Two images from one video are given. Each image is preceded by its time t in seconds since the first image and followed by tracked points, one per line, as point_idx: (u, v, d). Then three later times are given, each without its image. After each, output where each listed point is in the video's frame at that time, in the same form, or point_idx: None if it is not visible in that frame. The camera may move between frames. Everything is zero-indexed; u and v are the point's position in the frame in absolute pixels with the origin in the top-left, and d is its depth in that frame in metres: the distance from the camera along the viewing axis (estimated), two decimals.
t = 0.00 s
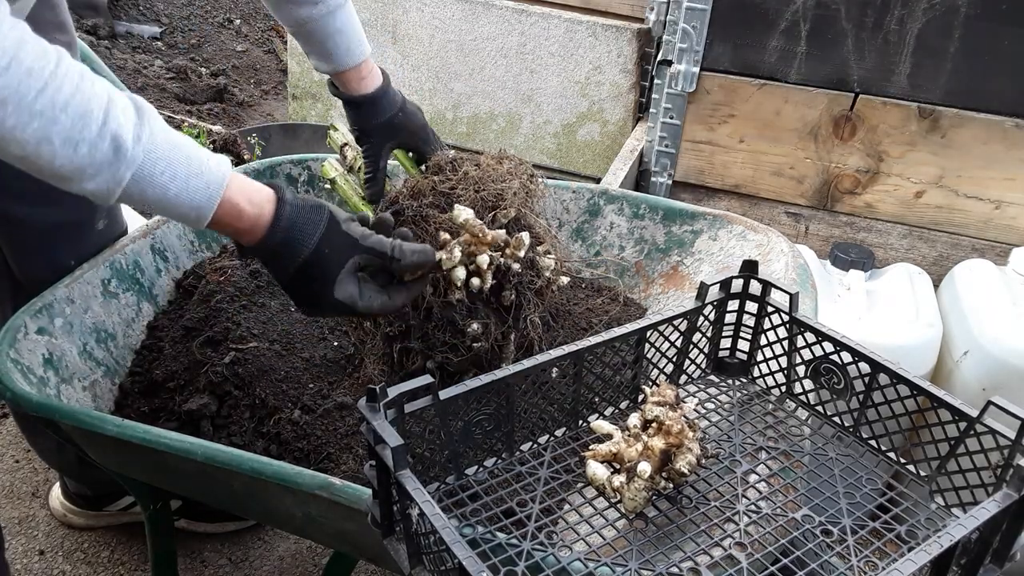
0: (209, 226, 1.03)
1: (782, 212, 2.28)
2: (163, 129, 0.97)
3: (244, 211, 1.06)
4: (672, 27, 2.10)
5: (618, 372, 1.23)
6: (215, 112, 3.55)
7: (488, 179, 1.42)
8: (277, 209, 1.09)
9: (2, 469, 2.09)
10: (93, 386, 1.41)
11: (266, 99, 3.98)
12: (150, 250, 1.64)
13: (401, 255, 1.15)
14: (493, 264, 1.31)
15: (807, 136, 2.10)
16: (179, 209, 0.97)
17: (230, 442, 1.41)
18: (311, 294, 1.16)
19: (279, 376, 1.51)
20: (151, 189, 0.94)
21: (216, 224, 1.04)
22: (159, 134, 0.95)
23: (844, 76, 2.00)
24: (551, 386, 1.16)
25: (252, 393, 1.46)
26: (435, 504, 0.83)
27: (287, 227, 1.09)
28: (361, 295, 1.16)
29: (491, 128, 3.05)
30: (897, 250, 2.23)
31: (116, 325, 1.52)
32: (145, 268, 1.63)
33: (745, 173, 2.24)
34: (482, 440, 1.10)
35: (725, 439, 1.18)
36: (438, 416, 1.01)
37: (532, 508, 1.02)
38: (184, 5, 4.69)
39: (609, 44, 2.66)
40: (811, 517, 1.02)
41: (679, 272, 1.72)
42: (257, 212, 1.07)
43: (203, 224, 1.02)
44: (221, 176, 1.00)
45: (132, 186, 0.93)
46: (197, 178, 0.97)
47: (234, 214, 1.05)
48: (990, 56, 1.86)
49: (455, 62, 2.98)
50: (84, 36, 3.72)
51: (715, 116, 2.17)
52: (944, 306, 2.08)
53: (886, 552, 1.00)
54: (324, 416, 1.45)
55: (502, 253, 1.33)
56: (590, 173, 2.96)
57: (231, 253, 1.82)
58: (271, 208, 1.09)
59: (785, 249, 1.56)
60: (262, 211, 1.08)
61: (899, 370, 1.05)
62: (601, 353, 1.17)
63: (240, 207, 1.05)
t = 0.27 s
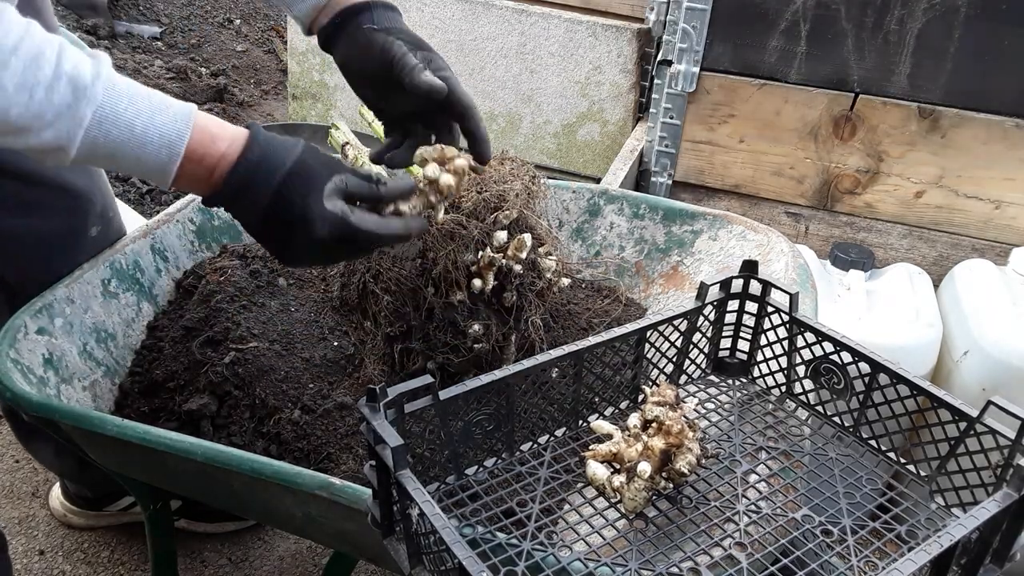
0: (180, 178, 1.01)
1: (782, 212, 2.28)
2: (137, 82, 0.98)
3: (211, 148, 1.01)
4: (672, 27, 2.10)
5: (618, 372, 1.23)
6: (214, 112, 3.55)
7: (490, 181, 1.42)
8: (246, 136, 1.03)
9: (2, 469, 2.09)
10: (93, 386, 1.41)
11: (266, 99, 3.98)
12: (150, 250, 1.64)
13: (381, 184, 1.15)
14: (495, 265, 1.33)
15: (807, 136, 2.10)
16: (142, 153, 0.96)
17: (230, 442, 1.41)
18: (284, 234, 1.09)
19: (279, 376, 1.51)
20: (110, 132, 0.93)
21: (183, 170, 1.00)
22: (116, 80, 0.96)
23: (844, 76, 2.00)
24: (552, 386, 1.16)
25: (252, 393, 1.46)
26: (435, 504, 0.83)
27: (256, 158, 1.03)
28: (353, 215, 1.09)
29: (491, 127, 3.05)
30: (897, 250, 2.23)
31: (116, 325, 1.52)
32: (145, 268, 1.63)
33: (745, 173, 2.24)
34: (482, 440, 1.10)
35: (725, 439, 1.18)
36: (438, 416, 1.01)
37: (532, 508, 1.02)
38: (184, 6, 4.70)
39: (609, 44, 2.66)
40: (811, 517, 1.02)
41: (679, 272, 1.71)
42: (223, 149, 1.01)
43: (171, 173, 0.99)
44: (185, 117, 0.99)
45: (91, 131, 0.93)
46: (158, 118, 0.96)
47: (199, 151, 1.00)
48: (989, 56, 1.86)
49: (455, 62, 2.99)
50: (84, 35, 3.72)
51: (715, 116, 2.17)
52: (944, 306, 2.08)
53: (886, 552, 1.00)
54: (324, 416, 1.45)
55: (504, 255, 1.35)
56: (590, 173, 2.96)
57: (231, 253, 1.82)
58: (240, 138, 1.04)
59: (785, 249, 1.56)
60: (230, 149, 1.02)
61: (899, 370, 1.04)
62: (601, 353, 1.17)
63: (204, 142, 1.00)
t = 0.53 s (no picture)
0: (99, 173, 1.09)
1: (782, 212, 2.28)
2: (50, 79, 1.08)
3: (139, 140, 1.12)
4: (672, 27, 2.10)
5: (618, 372, 1.23)
6: (214, 112, 3.55)
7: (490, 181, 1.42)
8: (172, 134, 1.15)
9: (2, 469, 2.10)
10: (93, 387, 1.41)
11: (266, 99, 3.98)
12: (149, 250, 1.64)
13: (314, 180, 1.27)
14: (496, 265, 1.33)
15: (807, 136, 2.10)
16: (61, 144, 1.04)
17: (230, 441, 1.41)
18: (218, 229, 1.21)
19: (279, 376, 1.51)
20: (30, 123, 1.02)
21: (106, 165, 1.09)
22: (37, 78, 1.06)
23: (844, 76, 2.00)
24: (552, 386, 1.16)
25: (251, 393, 1.46)
26: (435, 504, 0.83)
27: (180, 155, 1.14)
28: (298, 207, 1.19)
29: (491, 127, 3.05)
30: (897, 250, 2.23)
31: (116, 325, 1.52)
32: (145, 268, 1.63)
33: (745, 173, 2.24)
34: (482, 440, 1.09)
35: (725, 439, 1.18)
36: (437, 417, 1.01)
37: (532, 508, 1.02)
38: (184, 6, 4.70)
39: (609, 44, 2.66)
40: (811, 517, 1.02)
41: (679, 272, 1.71)
42: (150, 144, 1.12)
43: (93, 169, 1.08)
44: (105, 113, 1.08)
45: (10, 122, 1.01)
46: (79, 114, 1.06)
47: (127, 144, 1.10)
48: (989, 56, 1.86)
49: (454, 62, 2.99)
50: (84, 35, 3.72)
51: (715, 116, 2.17)
52: (944, 306, 2.08)
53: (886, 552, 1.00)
54: (324, 416, 1.45)
55: (504, 255, 1.35)
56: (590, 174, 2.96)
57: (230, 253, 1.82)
58: (166, 136, 1.14)
59: (785, 249, 1.56)
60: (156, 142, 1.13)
61: (899, 370, 1.04)
62: (601, 353, 1.17)
63: (131, 136, 1.10)
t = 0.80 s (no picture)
0: None
1: (782, 212, 2.28)
2: None
3: None
4: (672, 27, 2.10)
5: (618, 372, 1.23)
6: (215, 112, 3.55)
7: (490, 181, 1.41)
8: None
9: (2, 469, 2.10)
10: (93, 387, 1.41)
11: (266, 99, 3.98)
12: (149, 251, 1.64)
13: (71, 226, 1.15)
14: (496, 265, 1.32)
15: (807, 136, 2.10)
16: None
17: (230, 441, 1.41)
18: None
19: (279, 376, 1.51)
20: None
21: None
22: None
23: (844, 76, 2.00)
24: (552, 386, 1.16)
25: (251, 393, 1.46)
26: (435, 504, 0.83)
27: None
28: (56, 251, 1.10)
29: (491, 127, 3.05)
30: (897, 250, 2.23)
31: (116, 325, 1.52)
32: (145, 268, 1.63)
33: (745, 173, 2.24)
34: (482, 440, 1.09)
35: (725, 439, 1.18)
36: (438, 417, 1.01)
37: (532, 508, 1.02)
38: (184, 6, 4.71)
39: (609, 44, 2.66)
40: (811, 517, 1.02)
41: (679, 272, 1.71)
42: None
43: None
44: None
45: None
46: None
47: None
48: (989, 56, 1.86)
49: (454, 62, 2.99)
50: (84, 35, 3.72)
51: (715, 116, 2.17)
52: (944, 306, 2.08)
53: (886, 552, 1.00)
54: (325, 416, 1.45)
55: (504, 255, 1.33)
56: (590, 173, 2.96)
57: (230, 253, 1.81)
58: None
59: (785, 249, 1.56)
60: None
61: (899, 370, 1.04)
62: (601, 353, 1.17)
63: None
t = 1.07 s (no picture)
0: None
1: (782, 212, 2.28)
2: None
3: None
4: (672, 27, 2.10)
5: (618, 372, 1.23)
6: (215, 112, 3.55)
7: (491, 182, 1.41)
8: None
9: (2, 469, 2.10)
10: (93, 387, 1.41)
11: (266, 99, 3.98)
12: (149, 251, 1.64)
13: None
14: (496, 266, 1.32)
15: (807, 136, 2.10)
16: None
17: (230, 442, 1.41)
18: None
19: (279, 376, 1.51)
20: None
21: None
22: None
23: (844, 76, 2.00)
24: (552, 386, 1.16)
25: (251, 393, 1.46)
26: (435, 504, 0.83)
27: None
28: None
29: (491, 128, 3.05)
30: (897, 250, 2.23)
31: (116, 325, 1.52)
32: (145, 268, 1.63)
33: (745, 173, 2.24)
34: (482, 440, 1.09)
35: (725, 439, 1.18)
36: (438, 417, 1.01)
37: (532, 508, 1.02)
38: (184, 6, 4.71)
39: (609, 44, 2.66)
40: (811, 517, 1.02)
41: (679, 272, 1.71)
42: None
43: None
44: None
45: None
46: None
47: None
48: (989, 56, 1.86)
49: (455, 62, 2.99)
50: (83, 35, 3.71)
51: (715, 116, 2.17)
52: (944, 306, 2.08)
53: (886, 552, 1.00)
54: (325, 416, 1.45)
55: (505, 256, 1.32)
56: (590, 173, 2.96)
57: (230, 253, 1.81)
58: None
59: (785, 249, 1.56)
60: None
61: (899, 370, 1.04)
62: (601, 353, 1.17)
63: None
